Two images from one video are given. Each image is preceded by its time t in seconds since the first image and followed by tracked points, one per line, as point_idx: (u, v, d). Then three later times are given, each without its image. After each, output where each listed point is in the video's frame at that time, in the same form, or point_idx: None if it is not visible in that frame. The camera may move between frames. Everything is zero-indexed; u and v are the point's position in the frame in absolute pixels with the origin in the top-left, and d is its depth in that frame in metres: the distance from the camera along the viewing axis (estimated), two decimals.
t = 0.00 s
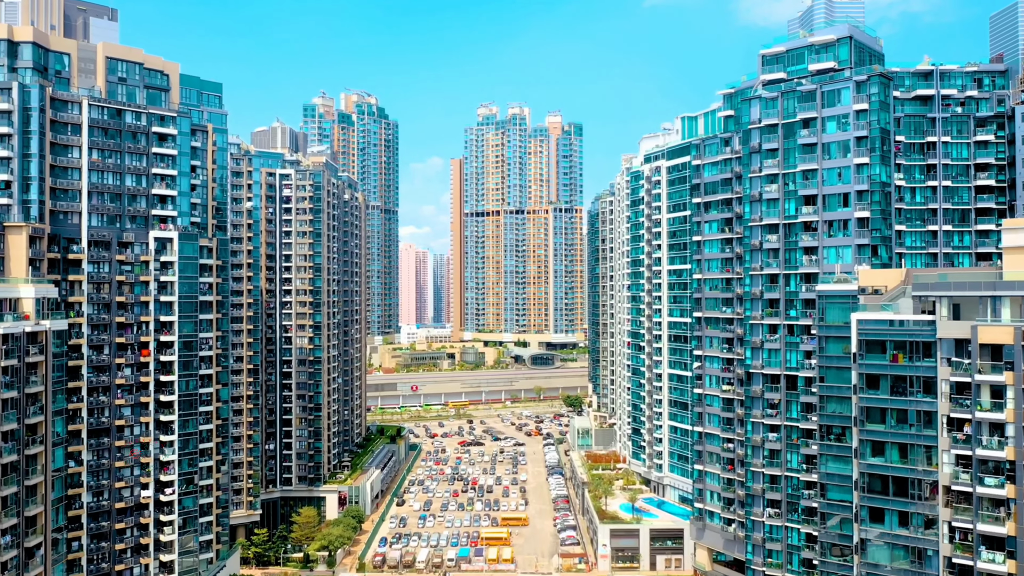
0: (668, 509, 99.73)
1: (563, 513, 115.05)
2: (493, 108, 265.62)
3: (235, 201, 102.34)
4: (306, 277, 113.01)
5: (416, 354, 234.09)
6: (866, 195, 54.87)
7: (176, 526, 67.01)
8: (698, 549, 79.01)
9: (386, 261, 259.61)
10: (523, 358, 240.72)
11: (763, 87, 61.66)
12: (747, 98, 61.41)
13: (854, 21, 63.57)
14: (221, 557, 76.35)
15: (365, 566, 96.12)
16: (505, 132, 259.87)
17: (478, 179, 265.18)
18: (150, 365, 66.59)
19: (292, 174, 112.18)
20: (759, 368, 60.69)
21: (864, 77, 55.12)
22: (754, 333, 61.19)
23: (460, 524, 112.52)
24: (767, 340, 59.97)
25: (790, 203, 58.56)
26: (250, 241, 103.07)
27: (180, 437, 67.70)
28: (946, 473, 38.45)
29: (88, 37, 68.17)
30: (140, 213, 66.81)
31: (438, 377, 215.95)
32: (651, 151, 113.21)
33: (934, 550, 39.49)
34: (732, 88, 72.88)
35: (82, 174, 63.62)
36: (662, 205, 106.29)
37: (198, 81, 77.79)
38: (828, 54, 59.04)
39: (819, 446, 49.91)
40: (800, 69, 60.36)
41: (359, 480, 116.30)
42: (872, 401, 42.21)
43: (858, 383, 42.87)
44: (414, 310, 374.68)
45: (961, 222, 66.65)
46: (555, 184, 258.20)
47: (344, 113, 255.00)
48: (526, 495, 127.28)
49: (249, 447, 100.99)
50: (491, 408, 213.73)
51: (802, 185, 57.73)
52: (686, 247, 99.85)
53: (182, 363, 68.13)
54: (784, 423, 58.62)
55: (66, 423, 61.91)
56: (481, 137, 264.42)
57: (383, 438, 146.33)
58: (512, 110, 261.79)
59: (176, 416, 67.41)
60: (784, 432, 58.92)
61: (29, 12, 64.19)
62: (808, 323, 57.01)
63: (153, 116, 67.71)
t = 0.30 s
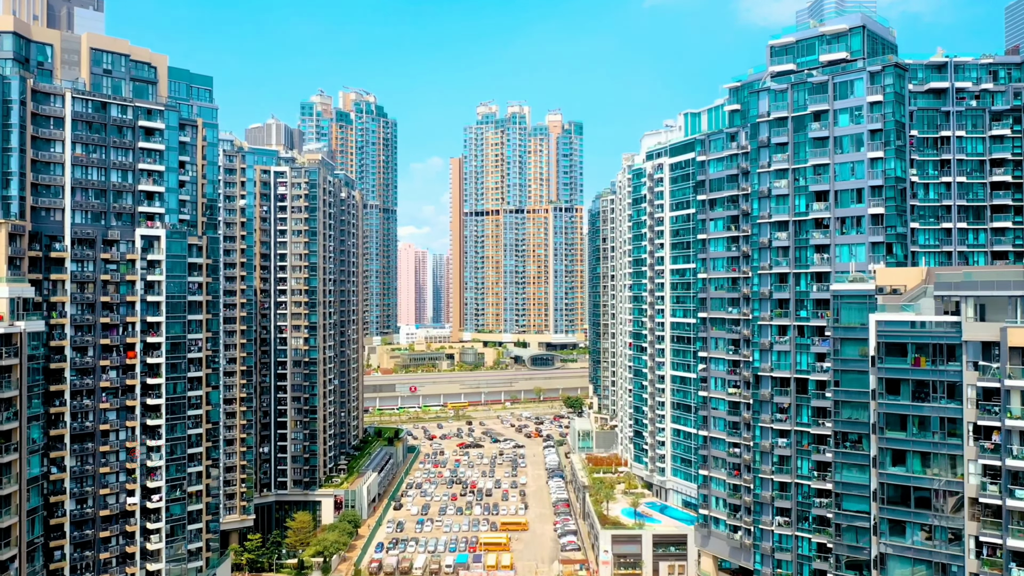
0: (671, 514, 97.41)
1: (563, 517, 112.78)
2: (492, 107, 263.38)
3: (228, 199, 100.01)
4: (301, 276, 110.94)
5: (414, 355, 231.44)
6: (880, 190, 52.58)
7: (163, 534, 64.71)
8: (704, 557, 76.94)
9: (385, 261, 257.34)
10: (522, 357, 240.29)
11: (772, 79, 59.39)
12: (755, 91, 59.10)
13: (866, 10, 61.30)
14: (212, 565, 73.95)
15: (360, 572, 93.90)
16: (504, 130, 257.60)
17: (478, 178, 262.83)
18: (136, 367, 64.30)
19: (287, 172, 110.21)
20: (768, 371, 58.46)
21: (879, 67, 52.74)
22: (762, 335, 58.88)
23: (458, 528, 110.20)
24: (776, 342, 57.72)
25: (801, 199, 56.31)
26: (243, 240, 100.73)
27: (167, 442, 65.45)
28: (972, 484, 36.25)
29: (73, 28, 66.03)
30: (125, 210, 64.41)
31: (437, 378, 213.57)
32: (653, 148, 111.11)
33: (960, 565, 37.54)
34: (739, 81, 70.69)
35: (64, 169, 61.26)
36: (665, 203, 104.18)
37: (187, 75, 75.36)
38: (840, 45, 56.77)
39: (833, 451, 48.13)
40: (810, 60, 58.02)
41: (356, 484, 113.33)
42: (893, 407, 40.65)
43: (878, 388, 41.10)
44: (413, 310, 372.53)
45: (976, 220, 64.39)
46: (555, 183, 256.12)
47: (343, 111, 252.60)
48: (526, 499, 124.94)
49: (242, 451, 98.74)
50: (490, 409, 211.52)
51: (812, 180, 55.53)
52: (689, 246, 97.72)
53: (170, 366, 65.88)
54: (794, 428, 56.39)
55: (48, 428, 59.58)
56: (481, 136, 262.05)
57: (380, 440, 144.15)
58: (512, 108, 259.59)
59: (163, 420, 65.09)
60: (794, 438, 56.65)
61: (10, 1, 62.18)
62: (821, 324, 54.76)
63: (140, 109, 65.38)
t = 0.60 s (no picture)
0: (674, 519, 95.06)
1: (564, 521, 110.44)
2: (491, 106, 261.08)
3: (221, 196, 97.70)
4: (296, 276, 108.78)
5: (413, 356, 228.84)
6: (896, 185, 50.26)
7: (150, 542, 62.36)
8: (710, 564, 74.56)
9: (383, 260, 254.84)
10: (523, 359, 234.21)
11: (782, 71, 57.06)
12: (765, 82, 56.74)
13: None
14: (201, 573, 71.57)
15: None
16: (504, 129, 255.27)
17: (477, 177, 260.40)
18: (121, 369, 62.04)
19: (282, 169, 108.27)
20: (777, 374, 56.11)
21: (895, 57, 50.37)
22: (772, 336, 56.49)
23: (457, 533, 107.90)
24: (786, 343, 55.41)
25: (812, 194, 54.04)
26: (237, 238, 98.40)
27: (154, 447, 63.19)
28: (1003, 497, 36.05)
29: (56, 17, 63.86)
30: (111, 206, 62.12)
31: (436, 379, 211.13)
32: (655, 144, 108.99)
33: None
34: (745, 73, 68.34)
35: (46, 164, 59.00)
36: (667, 201, 102.15)
37: (176, 67, 72.91)
38: (853, 34, 54.41)
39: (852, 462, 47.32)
40: (822, 51, 55.66)
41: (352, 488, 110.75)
42: (916, 415, 39.77)
43: (902, 394, 40.45)
44: (412, 310, 369.95)
45: (993, 216, 62.12)
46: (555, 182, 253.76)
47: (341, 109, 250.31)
48: (525, 502, 122.60)
49: (235, 454, 96.48)
50: (489, 410, 209.12)
51: (824, 175, 53.23)
52: (693, 244, 95.50)
53: (157, 368, 63.63)
54: (805, 434, 54.02)
55: (29, 433, 57.33)
56: (480, 134, 259.62)
57: (378, 442, 141.93)
58: (512, 107, 257.25)
59: (150, 424, 62.83)
60: (805, 444, 54.41)
61: None
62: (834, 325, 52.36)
63: (126, 102, 63.13)
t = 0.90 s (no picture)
0: (678, 524, 92.59)
1: (565, 526, 108.02)
2: (490, 104, 258.80)
3: (213, 193, 95.36)
4: (291, 275, 106.38)
5: (412, 356, 226.20)
6: (914, 179, 47.85)
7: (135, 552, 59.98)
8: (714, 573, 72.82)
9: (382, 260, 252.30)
10: (522, 359, 231.28)
11: (792, 61, 54.85)
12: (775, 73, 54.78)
13: None
14: None
15: None
16: (504, 128, 253.09)
17: (476, 176, 257.90)
18: (105, 372, 59.61)
19: (277, 166, 105.89)
20: (788, 377, 53.80)
21: (912, 45, 48.03)
22: (783, 337, 54.45)
23: (455, 538, 105.52)
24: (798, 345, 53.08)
25: (824, 190, 51.93)
26: (230, 236, 96.00)
27: (140, 452, 60.79)
28: None
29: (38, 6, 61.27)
30: (94, 202, 59.76)
31: (435, 379, 208.63)
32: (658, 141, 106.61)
33: None
34: (753, 66, 66.13)
35: (27, 158, 56.68)
36: (670, 198, 99.97)
37: (164, 59, 70.34)
38: (867, 21, 52.11)
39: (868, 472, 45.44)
40: (835, 40, 53.52)
41: (348, 492, 108.52)
42: (943, 422, 38.00)
43: (928, 401, 38.58)
44: (411, 310, 367.34)
45: (1011, 213, 59.65)
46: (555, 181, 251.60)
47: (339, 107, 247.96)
48: (525, 506, 120.20)
49: (228, 458, 94.16)
50: (489, 411, 206.73)
51: (838, 169, 50.99)
52: (697, 243, 93.73)
53: (142, 371, 61.29)
54: (817, 439, 52.09)
55: (8, 438, 55.00)
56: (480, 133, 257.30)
57: (376, 444, 139.60)
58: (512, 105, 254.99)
59: (134, 429, 60.38)
60: (817, 450, 52.19)
61: None
62: (848, 326, 50.05)
63: (110, 94, 60.71)
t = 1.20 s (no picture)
0: (681, 529, 90.39)
1: (566, 531, 105.73)
2: (490, 102, 256.46)
3: (205, 190, 92.96)
4: (286, 275, 104.13)
5: (411, 356, 223.73)
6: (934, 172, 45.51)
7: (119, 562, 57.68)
8: None
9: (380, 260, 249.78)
10: (521, 359, 228.45)
11: (804, 50, 52.75)
12: (786, 62, 52.79)
13: None
14: None
15: None
16: (504, 126, 250.87)
17: (475, 175, 255.46)
18: (88, 375, 57.25)
19: (271, 163, 103.68)
20: (799, 381, 51.54)
21: (932, 32, 45.69)
22: (795, 339, 52.12)
23: (454, 543, 103.24)
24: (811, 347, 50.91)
25: (838, 184, 49.54)
26: (222, 234, 93.68)
27: (124, 458, 58.66)
28: None
29: None
30: (76, 198, 57.45)
31: (434, 380, 206.29)
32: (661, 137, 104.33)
33: None
34: (761, 57, 63.96)
35: (5, 152, 54.08)
36: (674, 195, 97.93)
37: (151, 50, 68.16)
38: (883, 8, 49.85)
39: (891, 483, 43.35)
40: (848, 28, 51.43)
41: (344, 496, 105.99)
42: (974, 431, 35.98)
43: (957, 408, 36.65)
44: (410, 310, 365.12)
45: None
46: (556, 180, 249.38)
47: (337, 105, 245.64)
48: (525, 510, 117.90)
49: (220, 462, 91.90)
50: (489, 412, 204.52)
51: (852, 163, 48.73)
52: (701, 242, 91.86)
53: (126, 374, 59.01)
54: (830, 446, 49.52)
55: None
56: (479, 132, 254.96)
57: (373, 446, 137.36)
58: (512, 103, 252.77)
59: (118, 434, 58.07)
60: (831, 457, 49.85)
61: None
62: (864, 327, 47.63)
63: (93, 86, 58.37)
